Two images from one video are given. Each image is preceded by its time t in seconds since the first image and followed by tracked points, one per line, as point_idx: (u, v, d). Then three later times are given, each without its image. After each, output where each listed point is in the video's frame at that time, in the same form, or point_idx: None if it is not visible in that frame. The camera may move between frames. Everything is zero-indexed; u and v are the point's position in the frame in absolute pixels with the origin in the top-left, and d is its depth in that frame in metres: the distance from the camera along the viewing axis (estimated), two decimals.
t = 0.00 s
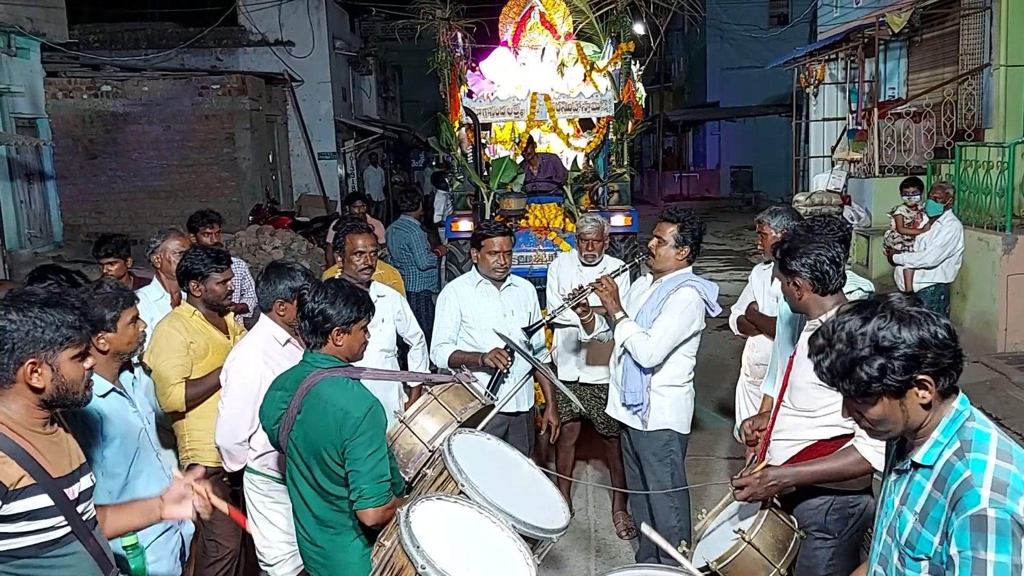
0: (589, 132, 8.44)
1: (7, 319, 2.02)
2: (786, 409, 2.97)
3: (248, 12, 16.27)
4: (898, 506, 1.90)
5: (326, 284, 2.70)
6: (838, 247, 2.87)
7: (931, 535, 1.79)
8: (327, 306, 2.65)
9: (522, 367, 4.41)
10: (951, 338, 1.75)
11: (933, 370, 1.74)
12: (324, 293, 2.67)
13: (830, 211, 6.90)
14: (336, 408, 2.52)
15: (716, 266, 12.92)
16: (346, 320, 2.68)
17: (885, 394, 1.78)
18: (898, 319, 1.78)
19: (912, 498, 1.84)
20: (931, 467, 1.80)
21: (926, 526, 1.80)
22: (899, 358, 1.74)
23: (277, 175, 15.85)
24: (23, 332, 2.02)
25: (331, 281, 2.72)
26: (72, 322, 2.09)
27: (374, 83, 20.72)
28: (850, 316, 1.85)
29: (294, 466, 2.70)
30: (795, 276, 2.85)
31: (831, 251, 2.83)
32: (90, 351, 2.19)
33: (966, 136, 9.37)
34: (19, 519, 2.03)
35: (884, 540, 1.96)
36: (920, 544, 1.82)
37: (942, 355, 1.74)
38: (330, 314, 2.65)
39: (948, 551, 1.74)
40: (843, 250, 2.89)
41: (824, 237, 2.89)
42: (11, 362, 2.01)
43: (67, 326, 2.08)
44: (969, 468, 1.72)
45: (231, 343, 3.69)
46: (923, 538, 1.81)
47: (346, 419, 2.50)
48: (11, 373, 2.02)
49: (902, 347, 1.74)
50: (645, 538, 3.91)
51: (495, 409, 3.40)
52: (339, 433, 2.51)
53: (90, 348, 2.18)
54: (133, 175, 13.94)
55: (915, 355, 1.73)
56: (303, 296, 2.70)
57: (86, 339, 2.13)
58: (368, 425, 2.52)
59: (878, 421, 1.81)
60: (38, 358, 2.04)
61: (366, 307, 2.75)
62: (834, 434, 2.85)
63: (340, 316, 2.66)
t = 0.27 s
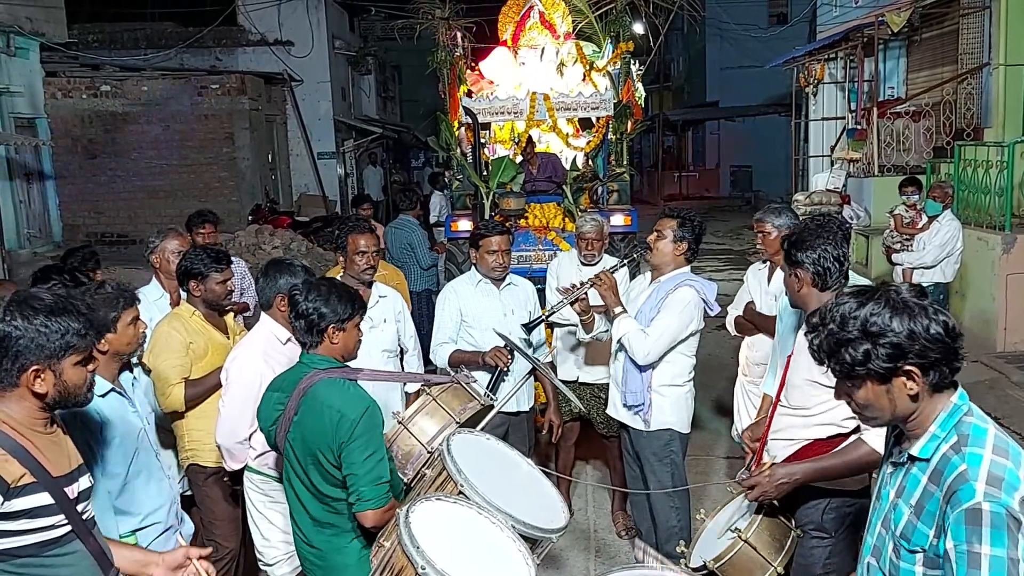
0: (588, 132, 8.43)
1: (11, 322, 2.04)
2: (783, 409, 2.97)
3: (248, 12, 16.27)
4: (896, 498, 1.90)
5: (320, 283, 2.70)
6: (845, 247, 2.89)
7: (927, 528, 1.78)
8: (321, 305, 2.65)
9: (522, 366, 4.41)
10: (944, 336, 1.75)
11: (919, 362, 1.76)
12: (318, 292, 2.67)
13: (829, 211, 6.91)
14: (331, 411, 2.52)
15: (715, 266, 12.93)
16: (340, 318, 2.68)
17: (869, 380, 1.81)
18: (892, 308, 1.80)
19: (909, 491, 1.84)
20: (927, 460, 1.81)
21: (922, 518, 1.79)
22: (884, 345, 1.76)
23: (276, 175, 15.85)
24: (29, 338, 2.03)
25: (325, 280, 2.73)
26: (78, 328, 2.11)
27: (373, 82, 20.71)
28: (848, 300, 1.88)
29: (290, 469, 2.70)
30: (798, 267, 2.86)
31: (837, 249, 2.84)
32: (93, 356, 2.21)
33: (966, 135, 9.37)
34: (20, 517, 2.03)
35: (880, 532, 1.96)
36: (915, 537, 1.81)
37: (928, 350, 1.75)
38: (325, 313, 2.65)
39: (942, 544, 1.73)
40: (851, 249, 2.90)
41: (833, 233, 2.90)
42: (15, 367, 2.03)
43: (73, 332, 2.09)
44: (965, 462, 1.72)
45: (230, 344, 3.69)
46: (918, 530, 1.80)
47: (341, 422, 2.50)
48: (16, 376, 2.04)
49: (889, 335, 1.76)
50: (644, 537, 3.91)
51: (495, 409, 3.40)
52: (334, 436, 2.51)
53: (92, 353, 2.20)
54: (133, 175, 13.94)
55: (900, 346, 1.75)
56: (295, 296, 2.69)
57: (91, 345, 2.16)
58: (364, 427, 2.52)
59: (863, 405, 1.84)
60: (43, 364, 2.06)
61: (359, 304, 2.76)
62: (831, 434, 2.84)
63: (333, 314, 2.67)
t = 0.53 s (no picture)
0: (587, 133, 8.43)
1: (12, 322, 2.05)
2: (784, 411, 2.97)
3: (247, 12, 16.27)
4: (893, 501, 1.89)
5: (315, 286, 2.70)
6: (848, 251, 2.90)
7: (925, 530, 1.77)
8: (318, 308, 2.65)
9: (521, 367, 4.42)
10: (941, 340, 1.75)
11: (913, 362, 1.76)
12: (313, 296, 2.67)
13: (828, 211, 6.91)
14: (330, 415, 2.51)
15: (714, 266, 12.94)
16: (337, 322, 2.68)
17: (862, 374, 1.81)
18: (895, 307, 1.80)
19: (908, 493, 1.83)
20: (925, 462, 1.80)
21: (920, 520, 1.79)
22: (880, 342, 1.77)
23: (276, 175, 15.85)
24: (30, 335, 2.04)
25: (320, 282, 2.73)
26: (79, 324, 2.12)
27: (373, 83, 20.72)
28: (852, 293, 1.89)
29: (288, 472, 2.69)
30: (800, 270, 2.87)
31: (840, 253, 2.85)
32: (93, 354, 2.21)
33: (965, 135, 9.38)
34: (25, 518, 2.03)
35: (879, 534, 1.95)
36: (914, 538, 1.80)
37: (923, 351, 1.75)
38: (320, 317, 2.65)
39: (945, 546, 1.72)
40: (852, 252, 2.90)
41: (834, 236, 2.90)
42: (17, 363, 2.03)
43: (74, 330, 2.10)
44: (963, 464, 1.71)
45: (230, 346, 3.69)
46: (917, 533, 1.80)
47: (341, 426, 2.50)
48: (17, 373, 2.03)
49: (886, 332, 1.77)
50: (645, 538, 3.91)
51: (494, 411, 3.40)
52: (334, 440, 2.51)
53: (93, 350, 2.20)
54: (132, 176, 13.94)
55: (895, 344, 1.76)
56: (292, 300, 2.70)
57: (91, 342, 2.16)
58: (364, 430, 2.52)
59: (854, 398, 1.84)
60: (44, 360, 2.06)
61: (356, 307, 2.75)
62: (832, 437, 2.85)
63: (330, 318, 2.66)
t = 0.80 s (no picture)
0: (587, 133, 8.42)
1: (18, 321, 2.07)
2: (787, 410, 2.97)
3: (246, 13, 16.27)
4: (897, 500, 1.89)
5: (318, 288, 2.69)
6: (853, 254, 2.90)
7: (929, 529, 1.79)
8: (321, 309, 2.65)
9: (521, 367, 4.42)
10: (955, 336, 1.75)
11: (928, 358, 1.76)
12: (315, 298, 2.66)
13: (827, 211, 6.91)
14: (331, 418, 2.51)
15: (713, 266, 12.93)
16: (341, 324, 2.67)
17: (876, 369, 1.80)
18: (910, 302, 1.80)
19: (911, 492, 1.84)
20: (928, 460, 1.81)
21: (924, 520, 1.80)
22: (895, 336, 1.76)
23: (275, 176, 15.84)
24: (34, 325, 2.07)
25: (322, 284, 2.71)
26: (81, 319, 2.15)
27: (372, 83, 20.71)
28: (866, 288, 1.88)
29: (289, 473, 2.70)
30: (803, 274, 2.87)
31: (845, 255, 2.85)
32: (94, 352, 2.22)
33: (964, 136, 9.39)
34: (29, 518, 2.03)
35: (882, 534, 1.96)
36: (918, 538, 1.82)
37: (937, 346, 1.74)
38: (324, 319, 2.65)
39: (947, 545, 1.74)
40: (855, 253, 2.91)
41: (839, 238, 2.90)
42: (23, 353, 2.04)
43: (78, 322, 2.13)
44: (968, 463, 1.72)
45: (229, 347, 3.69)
46: (921, 532, 1.81)
47: (341, 429, 2.50)
48: (21, 368, 2.05)
49: (901, 326, 1.76)
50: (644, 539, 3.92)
51: (493, 413, 3.39)
52: (334, 442, 2.51)
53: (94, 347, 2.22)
54: (131, 176, 13.93)
55: (910, 338, 1.75)
56: (295, 301, 2.69)
57: (93, 337, 2.19)
58: (365, 434, 2.51)
59: (868, 395, 1.83)
60: (49, 351, 2.08)
61: (358, 307, 2.74)
62: (834, 437, 2.85)
63: (334, 320, 2.66)
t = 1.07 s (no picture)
0: (586, 133, 8.41)
1: (22, 320, 2.06)
2: (785, 410, 2.97)
3: (245, 13, 16.27)
4: (895, 498, 1.89)
5: (326, 289, 2.68)
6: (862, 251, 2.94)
7: (926, 528, 1.78)
8: (325, 309, 2.64)
9: (520, 367, 4.42)
10: (936, 338, 1.75)
11: (907, 359, 1.77)
12: (324, 299, 2.65)
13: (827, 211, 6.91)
14: (332, 417, 2.52)
15: (712, 267, 12.94)
16: (347, 328, 2.67)
17: (860, 371, 1.82)
18: (888, 305, 1.81)
19: (908, 491, 1.83)
20: (925, 459, 1.80)
21: (921, 518, 1.79)
22: (872, 340, 1.78)
23: (275, 176, 15.84)
24: (36, 326, 2.06)
25: (331, 286, 2.71)
26: (83, 317, 2.14)
27: (372, 83, 20.72)
28: (848, 291, 1.90)
29: (290, 471, 2.70)
30: (815, 262, 2.90)
31: (855, 250, 2.89)
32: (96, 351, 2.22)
33: (963, 136, 9.40)
34: (34, 514, 2.03)
35: (881, 533, 1.95)
36: (915, 536, 1.81)
37: (915, 347, 1.75)
38: (331, 321, 2.64)
39: (944, 543, 1.73)
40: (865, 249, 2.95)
41: (849, 232, 2.95)
42: (24, 354, 2.04)
43: (79, 322, 2.13)
44: (964, 460, 1.71)
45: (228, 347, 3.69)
46: (918, 530, 1.80)
47: (341, 427, 2.50)
48: (24, 367, 2.04)
49: (878, 329, 1.78)
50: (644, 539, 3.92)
51: (494, 413, 3.39)
52: (333, 441, 2.51)
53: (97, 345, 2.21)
54: (131, 176, 13.93)
55: (887, 342, 1.77)
56: (303, 300, 2.68)
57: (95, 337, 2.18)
58: (364, 435, 2.51)
59: (855, 395, 1.85)
60: (51, 351, 2.07)
61: (367, 314, 2.73)
62: (834, 435, 2.85)
63: (342, 323, 2.65)
